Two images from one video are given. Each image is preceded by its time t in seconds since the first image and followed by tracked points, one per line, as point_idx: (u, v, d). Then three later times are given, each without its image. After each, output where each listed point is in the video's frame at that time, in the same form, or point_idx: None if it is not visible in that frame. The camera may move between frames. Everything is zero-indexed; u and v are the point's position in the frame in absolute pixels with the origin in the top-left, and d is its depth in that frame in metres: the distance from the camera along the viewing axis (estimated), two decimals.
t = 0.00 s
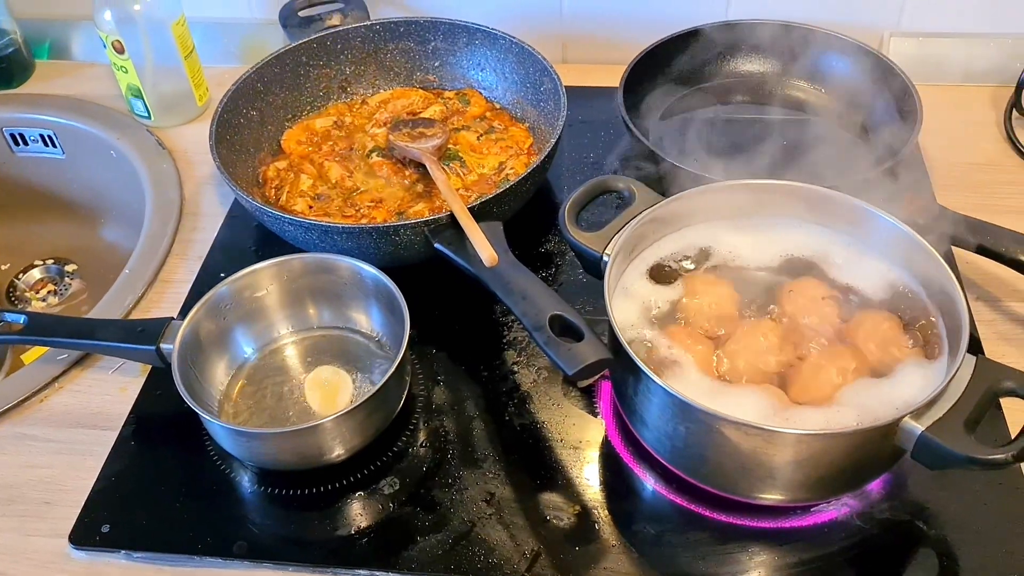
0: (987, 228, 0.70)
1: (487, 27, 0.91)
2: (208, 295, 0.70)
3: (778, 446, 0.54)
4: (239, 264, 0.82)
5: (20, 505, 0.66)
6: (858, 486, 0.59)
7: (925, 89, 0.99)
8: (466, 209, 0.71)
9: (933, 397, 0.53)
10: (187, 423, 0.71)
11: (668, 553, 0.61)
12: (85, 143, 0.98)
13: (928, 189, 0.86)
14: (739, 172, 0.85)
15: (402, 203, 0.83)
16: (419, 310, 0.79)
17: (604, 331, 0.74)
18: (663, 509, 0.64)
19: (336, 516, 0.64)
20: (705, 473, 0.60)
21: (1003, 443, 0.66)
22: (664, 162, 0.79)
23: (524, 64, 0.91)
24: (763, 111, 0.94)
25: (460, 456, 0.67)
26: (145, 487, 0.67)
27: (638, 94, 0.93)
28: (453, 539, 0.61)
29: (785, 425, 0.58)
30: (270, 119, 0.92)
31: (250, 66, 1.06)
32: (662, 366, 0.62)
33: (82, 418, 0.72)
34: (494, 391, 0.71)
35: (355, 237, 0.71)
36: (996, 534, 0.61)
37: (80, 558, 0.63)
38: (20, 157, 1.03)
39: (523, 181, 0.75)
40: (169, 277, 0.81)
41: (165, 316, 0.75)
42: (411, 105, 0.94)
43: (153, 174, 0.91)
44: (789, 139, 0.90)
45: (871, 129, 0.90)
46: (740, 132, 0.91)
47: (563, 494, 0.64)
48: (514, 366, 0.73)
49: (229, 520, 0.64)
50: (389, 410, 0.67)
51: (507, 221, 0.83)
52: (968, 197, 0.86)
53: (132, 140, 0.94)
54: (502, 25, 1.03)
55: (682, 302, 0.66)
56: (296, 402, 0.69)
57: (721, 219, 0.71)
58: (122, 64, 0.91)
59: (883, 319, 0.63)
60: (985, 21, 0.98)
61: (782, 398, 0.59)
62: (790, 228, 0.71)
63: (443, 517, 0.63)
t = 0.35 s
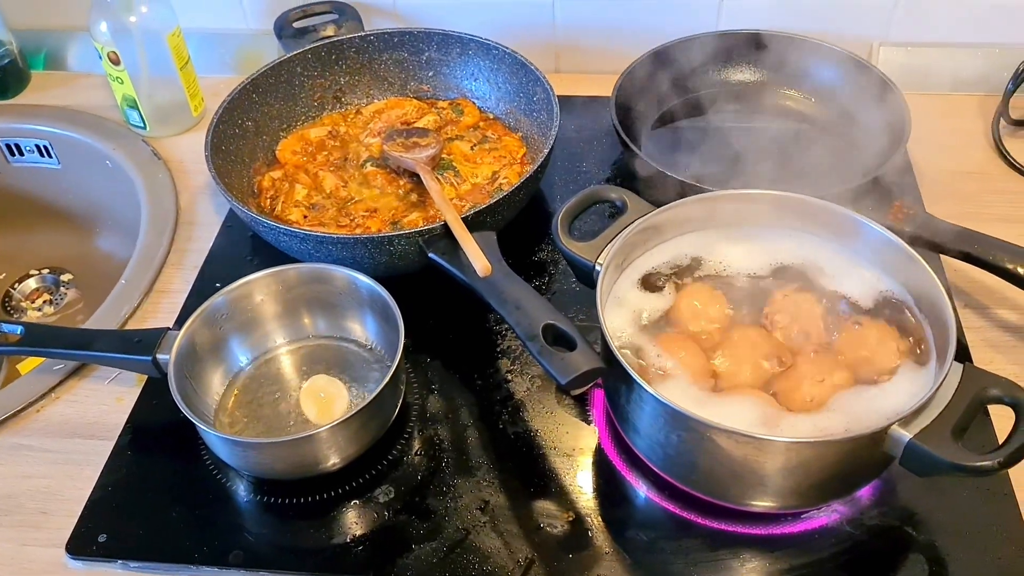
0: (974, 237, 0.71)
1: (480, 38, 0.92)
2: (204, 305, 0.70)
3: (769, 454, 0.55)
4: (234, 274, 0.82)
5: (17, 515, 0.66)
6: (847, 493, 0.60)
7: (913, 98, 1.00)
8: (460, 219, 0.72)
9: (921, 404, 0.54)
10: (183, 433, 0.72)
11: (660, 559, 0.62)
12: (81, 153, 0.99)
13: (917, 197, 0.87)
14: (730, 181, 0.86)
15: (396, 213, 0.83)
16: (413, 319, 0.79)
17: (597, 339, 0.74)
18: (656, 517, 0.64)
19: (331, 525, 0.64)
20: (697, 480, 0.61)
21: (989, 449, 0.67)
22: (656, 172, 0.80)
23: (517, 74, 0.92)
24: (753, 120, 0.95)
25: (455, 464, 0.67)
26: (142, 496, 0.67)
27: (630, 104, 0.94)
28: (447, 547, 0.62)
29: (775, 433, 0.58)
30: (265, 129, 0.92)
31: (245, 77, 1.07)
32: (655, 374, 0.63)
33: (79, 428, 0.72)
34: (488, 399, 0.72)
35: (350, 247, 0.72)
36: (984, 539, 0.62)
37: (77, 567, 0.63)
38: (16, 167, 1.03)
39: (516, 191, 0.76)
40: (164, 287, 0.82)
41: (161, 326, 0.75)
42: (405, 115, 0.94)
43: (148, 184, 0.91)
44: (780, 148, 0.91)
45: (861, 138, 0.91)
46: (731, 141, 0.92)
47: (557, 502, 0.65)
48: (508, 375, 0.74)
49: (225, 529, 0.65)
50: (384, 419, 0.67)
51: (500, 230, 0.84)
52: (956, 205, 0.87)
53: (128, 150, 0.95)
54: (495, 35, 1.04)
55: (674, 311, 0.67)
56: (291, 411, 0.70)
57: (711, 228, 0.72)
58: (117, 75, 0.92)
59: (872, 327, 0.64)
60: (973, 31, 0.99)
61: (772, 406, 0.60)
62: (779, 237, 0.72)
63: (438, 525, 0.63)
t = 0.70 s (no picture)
0: (958, 241, 0.71)
1: (471, 44, 0.93)
2: (194, 310, 0.70)
3: (753, 455, 0.55)
4: (226, 279, 0.83)
5: (9, 519, 0.67)
6: (832, 494, 0.61)
7: (901, 103, 1.01)
8: (450, 224, 0.73)
9: (902, 406, 0.55)
10: (174, 436, 0.72)
11: (647, 561, 0.62)
12: (74, 159, 0.99)
13: (904, 202, 0.88)
14: (718, 186, 0.87)
15: (387, 218, 0.84)
16: (404, 323, 0.80)
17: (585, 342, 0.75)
18: (644, 519, 0.65)
19: (321, 528, 0.65)
20: (683, 482, 0.61)
21: (972, 449, 0.68)
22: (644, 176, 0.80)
23: (507, 80, 0.93)
24: (742, 125, 0.96)
25: (444, 467, 0.68)
26: (132, 499, 0.68)
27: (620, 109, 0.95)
28: (436, 549, 0.62)
29: (760, 435, 0.59)
30: (257, 135, 0.93)
31: (238, 82, 1.07)
32: (641, 377, 0.63)
33: (71, 432, 0.73)
34: (477, 402, 0.73)
35: (340, 252, 0.73)
36: (968, 540, 0.62)
37: (67, 570, 0.64)
38: (10, 173, 1.04)
39: (506, 196, 0.77)
40: (156, 292, 0.82)
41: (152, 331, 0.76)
42: (397, 121, 0.95)
43: (141, 190, 0.92)
44: (768, 153, 0.92)
45: (848, 142, 0.92)
46: (720, 146, 0.93)
47: (545, 504, 0.65)
48: (497, 378, 0.74)
49: (215, 532, 0.65)
50: (374, 422, 0.68)
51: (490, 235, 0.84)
52: (943, 209, 0.88)
53: (121, 156, 0.96)
54: (486, 41, 1.05)
55: (660, 314, 0.68)
56: (282, 415, 0.70)
57: (698, 232, 0.73)
58: (110, 82, 0.92)
59: (856, 330, 0.65)
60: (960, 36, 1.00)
61: (757, 408, 0.61)
62: (765, 241, 0.73)
63: (427, 527, 0.64)
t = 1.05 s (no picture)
0: (934, 250, 0.72)
1: (456, 57, 0.94)
2: (178, 323, 0.71)
3: (730, 465, 0.56)
4: (212, 291, 0.83)
5: None
6: (809, 503, 0.61)
7: (882, 113, 1.02)
8: (433, 235, 0.74)
9: (875, 415, 0.55)
10: (160, 448, 0.72)
11: (627, 569, 0.63)
12: (63, 172, 1.00)
13: (884, 211, 0.89)
14: (700, 197, 0.88)
15: (372, 229, 0.85)
16: (388, 334, 0.80)
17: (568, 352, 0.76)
18: (624, 527, 0.66)
19: (305, 538, 0.65)
20: (663, 491, 0.62)
21: (949, 456, 0.68)
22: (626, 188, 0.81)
23: (492, 92, 0.94)
24: (725, 136, 0.97)
25: (427, 477, 0.69)
26: (117, 511, 0.68)
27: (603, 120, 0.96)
28: (418, 559, 0.63)
29: (737, 445, 0.60)
30: (244, 147, 0.94)
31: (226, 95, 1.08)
32: (621, 387, 0.64)
33: (57, 444, 0.73)
34: (460, 413, 0.73)
35: (324, 264, 0.73)
36: (944, 547, 0.63)
37: None
38: None
39: (489, 208, 0.77)
40: (143, 304, 0.83)
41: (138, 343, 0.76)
42: (383, 133, 0.96)
43: (129, 203, 0.92)
44: (750, 163, 0.93)
45: (829, 152, 0.93)
46: (702, 157, 0.94)
47: (527, 513, 0.66)
48: (480, 389, 0.75)
49: (200, 543, 0.66)
50: (358, 433, 0.68)
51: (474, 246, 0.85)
52: (922, 219, 0.89)
53: (109, 169, 0.96)
54: (471, 53, 1.06)
55: (641, 325, 0.68)
56: (266, 427, 0.71)
57: (678, 243, 0.74)
58: (97, 95, 0.93)
59: (833, 339, 0.65)
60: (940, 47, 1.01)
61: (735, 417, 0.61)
62: (745, 252, 0.74)
63: (409, 537, 0.64)
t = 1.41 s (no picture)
0: (918, 254, 0.72)
1: (442, 63, 0.94)
2: (160, 332, 0.71)
3: (713, 471, 0.56)
4: (198, 299, 0.83)
5: None
6: (794, 508, 0.61)
7: (869, 118, 1.03)
8: (417, 242, 0.73)
9: (858, 420, 0.55)
10: (144, 457, 0.72)
11: None
12: (49, 179, 0.99)
13: (870, 216, 0.89)
14: (686, 202, 0.88)
15: (358, 236, 0.85)
16: (374, 341, 0.80)
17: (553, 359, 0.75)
18: (609, 534, 0.65)
19: (289, 547, 0.65)
20: (647, 498, 0.62)
21: (935, 460, 0.68)
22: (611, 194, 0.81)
23: (478, 98, 0.94)
24: (711, 141, 0.97)
25: (411, 485, 0.68)
26: (100, 521, 0.68)
27: (589, 126, 0.96)
28: (402, 568, 0.63)
29: (721, 451, 0.59)
30: (230, 155, 0.94)
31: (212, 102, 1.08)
32: (605, 393, 0.64)
33: (40, 454, 0.73)
34: (446, 419, 0.73)
35: (309, 271, 0.73)
36: (930, 552, 0.63)
37: None
38: None
39: (474, 214, 0.77)
40: (128, 312, 0.82)
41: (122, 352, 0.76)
42: (369, 140, 0.96)
43: (114, 211, 0.92)
44: (736, 168, 0.93)
45: (815, 157, 0.93)
46: (689, 162, 0.94)
47: (512, 521, 0.66)
48: (466, 395, 0.75)
49: (183, 553, 0.65)
50: (342, 441, 0.68)
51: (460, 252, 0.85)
52: (908, 223, 0.89)
53: (95, 177, 0.96)
54: (459, 59, 1.06)
55: (625, 331, 0.68)
56: (250, 435, 0.70)
57: (663, 248, 0.74)
58: (83, 103, 0.93)
59: (818, 344, 0.65)
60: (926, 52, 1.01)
61: (719, 423, 0.61)
62: (729, 257, 0.74)
63: (394, 546, 0.64)
